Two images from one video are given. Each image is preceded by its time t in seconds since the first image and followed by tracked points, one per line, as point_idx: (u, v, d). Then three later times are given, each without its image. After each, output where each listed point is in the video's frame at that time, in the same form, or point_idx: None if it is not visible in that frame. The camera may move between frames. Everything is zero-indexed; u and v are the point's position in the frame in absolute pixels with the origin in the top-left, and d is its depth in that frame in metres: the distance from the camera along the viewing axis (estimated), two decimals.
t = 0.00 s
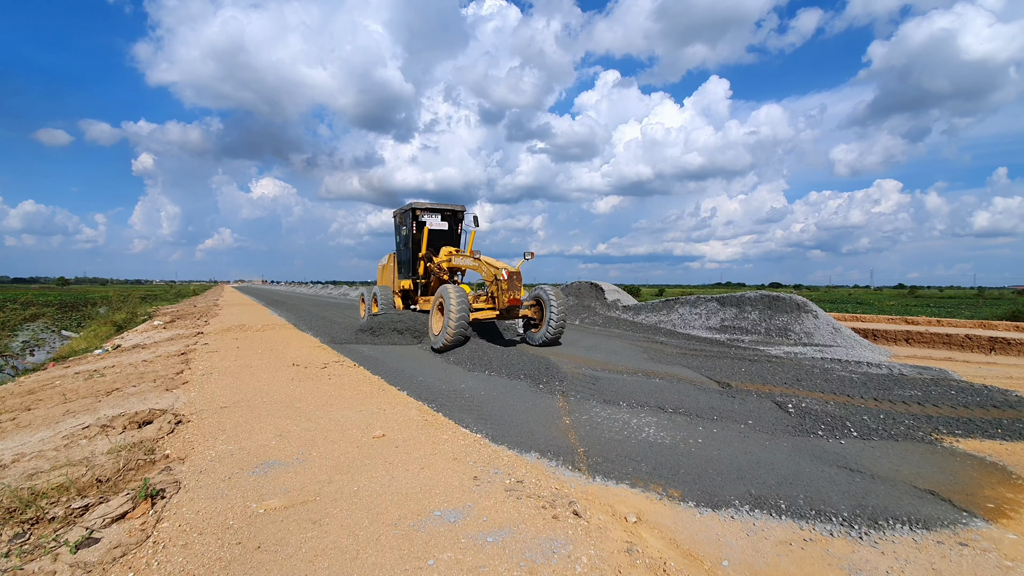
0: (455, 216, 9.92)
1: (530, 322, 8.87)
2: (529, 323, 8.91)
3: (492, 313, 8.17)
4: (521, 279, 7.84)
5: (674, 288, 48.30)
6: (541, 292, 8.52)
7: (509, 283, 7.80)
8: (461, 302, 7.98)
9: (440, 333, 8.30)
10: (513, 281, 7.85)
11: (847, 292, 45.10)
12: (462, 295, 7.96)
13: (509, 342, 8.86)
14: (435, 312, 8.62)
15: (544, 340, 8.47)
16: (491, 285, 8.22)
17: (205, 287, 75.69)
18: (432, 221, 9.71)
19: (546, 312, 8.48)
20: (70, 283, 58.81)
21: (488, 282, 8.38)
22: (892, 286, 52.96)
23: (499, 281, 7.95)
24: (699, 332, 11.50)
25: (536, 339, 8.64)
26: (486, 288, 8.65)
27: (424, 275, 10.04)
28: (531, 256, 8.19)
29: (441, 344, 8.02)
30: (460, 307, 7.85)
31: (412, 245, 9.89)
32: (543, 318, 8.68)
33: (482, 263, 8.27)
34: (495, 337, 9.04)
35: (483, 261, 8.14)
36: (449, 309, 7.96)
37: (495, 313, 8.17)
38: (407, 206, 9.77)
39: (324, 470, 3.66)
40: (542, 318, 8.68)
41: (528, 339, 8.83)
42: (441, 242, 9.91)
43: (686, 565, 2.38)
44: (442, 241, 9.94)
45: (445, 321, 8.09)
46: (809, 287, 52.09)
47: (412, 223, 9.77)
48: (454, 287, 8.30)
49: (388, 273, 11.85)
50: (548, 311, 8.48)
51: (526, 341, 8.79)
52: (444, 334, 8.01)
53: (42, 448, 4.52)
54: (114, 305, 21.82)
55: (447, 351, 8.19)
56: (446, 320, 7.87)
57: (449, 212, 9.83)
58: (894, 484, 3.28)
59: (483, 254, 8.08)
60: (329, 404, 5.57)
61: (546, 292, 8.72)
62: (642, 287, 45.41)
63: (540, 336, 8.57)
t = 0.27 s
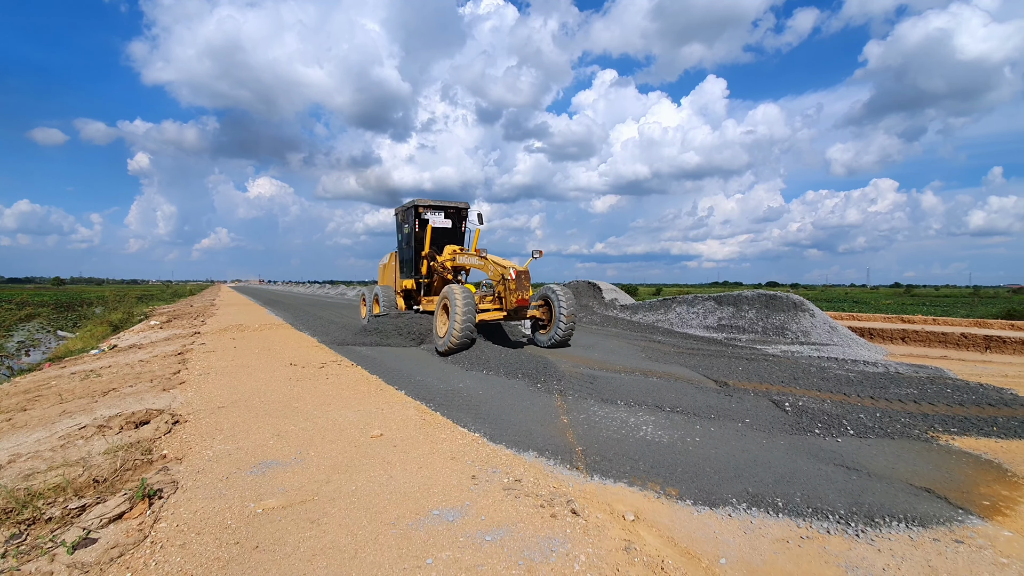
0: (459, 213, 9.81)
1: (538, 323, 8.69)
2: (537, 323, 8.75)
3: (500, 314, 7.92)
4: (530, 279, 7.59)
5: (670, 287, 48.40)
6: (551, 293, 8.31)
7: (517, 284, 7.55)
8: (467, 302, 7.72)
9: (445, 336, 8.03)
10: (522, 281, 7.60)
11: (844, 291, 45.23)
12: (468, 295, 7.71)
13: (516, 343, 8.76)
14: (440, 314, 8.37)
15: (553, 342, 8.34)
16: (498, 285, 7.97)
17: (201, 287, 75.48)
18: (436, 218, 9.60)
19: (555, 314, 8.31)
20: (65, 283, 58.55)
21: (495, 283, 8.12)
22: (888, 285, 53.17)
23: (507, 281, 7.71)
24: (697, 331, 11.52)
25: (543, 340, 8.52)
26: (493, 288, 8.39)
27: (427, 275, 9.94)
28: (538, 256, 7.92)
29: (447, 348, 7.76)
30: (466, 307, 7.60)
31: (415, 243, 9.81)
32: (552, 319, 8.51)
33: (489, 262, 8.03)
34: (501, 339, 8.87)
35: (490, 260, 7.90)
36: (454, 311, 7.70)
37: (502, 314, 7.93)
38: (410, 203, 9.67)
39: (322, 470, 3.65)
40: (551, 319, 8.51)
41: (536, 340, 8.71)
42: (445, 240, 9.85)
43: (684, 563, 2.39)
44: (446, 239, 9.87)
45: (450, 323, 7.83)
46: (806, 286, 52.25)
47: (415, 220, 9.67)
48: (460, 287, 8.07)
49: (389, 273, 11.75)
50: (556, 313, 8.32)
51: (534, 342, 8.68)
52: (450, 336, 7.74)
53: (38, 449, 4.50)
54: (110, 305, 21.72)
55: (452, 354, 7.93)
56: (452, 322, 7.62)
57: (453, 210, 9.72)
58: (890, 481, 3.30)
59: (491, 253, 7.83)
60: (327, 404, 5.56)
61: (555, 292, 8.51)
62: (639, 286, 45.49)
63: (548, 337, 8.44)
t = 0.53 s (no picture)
0: (455, 209, 9.78)
1: (539, 323, 8.50)
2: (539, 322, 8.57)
3: (500, 314, 7.73)
4: (532, 277, 7.44)
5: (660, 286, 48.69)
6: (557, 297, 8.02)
7: (518, 282, 7.37)
8: (469, 302, 7.48)
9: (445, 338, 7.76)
10: (524, 279, 7.43)
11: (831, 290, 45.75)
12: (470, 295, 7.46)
13: (515, 342, 8.64)
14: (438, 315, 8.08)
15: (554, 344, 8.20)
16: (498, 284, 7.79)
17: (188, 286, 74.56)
18: (433, 214, 9.56)
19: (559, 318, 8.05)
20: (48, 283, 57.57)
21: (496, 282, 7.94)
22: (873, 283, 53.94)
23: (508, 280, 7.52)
24: (687, 329, 11.59)
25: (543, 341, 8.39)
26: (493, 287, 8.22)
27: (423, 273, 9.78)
28: (541, 255, 7.74)
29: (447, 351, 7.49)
30: (468, 309, 7.34)
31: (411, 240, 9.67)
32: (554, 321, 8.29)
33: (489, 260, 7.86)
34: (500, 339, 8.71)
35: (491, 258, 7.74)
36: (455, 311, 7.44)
37: (503, 314, 7.74)
38: (405, 199, 9.59)
39: (312, 470, 3.63)
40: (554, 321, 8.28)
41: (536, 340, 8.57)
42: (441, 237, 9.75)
43: (674, 559, 2.40)
44: (443, 236, 9.81)
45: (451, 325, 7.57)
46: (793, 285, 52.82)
47: (411, 216, 9.58)
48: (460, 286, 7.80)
49: (384, 271, 11.58)
50: (560, 317, 8.09)
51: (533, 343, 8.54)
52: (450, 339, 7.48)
53: (21, 451, 4.41)
54: (95, 305, 21.37)
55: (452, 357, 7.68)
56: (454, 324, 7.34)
57: (450, 206, 9.68)
58: (876, 477, 3.34)
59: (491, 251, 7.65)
60: (316, 404, 5.53)
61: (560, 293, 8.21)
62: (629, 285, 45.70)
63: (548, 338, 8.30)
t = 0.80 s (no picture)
0: (453, 204, 9.56)
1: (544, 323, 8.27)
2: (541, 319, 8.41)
3: (504, 313, 7.57)
4: (537, 275, 7.29)
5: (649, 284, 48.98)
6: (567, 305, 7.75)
7: (523, 280, 7.21)
8: (472, 301, 7.25)
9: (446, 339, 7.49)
10: (529, 277, 7.26)
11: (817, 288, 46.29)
12: (474, 294, 7.23)
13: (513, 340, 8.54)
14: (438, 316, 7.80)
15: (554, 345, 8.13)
16: (501, 282, 7.62)
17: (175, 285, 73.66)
18: (430, 210, 9.35)
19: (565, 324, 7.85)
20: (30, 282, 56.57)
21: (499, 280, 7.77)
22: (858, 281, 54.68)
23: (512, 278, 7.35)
24: (676, 327, 11.66)
25: (543, 340, 8.32)
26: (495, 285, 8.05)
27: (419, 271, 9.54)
28: (544, 252, 7.60)
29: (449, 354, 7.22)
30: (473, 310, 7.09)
31: (407, 236, 9.44)
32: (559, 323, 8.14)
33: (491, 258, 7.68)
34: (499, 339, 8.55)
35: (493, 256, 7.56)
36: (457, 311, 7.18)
37: (507, 313, 7.58)
38: (402, 194, 9.33)
39: (301, 470, 3.60)
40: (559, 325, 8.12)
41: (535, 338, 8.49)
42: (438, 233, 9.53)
43: (663, 554, 2.42)
44: (440, 232, 9.60)
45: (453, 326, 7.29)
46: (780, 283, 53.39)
47: (407, 212, 9.35)
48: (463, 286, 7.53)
49: (379, 269, 11.34)
50: (565, 323, 7.91)
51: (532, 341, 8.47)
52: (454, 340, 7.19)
53: (1, 453, 4.32)
54: (78, 305, 21.03)
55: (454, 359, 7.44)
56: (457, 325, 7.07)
57: (448, 201, 9.47)
58: (861, 471, 3.39)
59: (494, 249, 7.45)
60: (305, 403, 5.48)
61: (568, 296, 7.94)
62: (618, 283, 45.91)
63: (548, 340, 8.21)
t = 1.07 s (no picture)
0: (450, 200, 9.14)
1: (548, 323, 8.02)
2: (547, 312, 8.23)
3: (509, 312, 7.32)
4: (545, 272, 7.03)
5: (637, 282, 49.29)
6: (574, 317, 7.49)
7: (529, 278, 6.96)
8: (476, 301, 6.96)
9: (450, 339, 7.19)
10: (536, 274, 6.98)
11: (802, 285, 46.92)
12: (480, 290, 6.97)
13: (513, 339, 8.43)
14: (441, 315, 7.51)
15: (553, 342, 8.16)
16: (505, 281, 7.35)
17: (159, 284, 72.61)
18: (427, 206, 8.92)
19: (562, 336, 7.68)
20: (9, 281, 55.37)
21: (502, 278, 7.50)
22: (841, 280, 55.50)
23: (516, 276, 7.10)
24: (664, 325, 11.74)
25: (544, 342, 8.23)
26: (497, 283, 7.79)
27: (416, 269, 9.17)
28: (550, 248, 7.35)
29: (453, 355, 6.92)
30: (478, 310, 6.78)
31: (403, 233, 9.07)
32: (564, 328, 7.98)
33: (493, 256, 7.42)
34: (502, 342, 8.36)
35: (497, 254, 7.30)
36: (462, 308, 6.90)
37: (511, 312, 7.35)
38: (397, 189, 8.88)
39: (286, 470, 3.56)
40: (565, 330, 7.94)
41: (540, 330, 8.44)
42: (436, 230, 9.14)
43: (649, 550, 2.43)
44: (437, 230, 9.18)
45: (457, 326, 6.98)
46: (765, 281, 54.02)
47: (403, 208, 8.92)
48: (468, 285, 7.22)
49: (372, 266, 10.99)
50: (567, 332, 7.71)
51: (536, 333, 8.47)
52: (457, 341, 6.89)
53: None
54: (58, 304, 20.62)
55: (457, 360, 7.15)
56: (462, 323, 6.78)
57: (445, 196, 9.05)
58: (844, 466, 3.44)
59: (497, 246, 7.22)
60: (291, 403, 5.43)
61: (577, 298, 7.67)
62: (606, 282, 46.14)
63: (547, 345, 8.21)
